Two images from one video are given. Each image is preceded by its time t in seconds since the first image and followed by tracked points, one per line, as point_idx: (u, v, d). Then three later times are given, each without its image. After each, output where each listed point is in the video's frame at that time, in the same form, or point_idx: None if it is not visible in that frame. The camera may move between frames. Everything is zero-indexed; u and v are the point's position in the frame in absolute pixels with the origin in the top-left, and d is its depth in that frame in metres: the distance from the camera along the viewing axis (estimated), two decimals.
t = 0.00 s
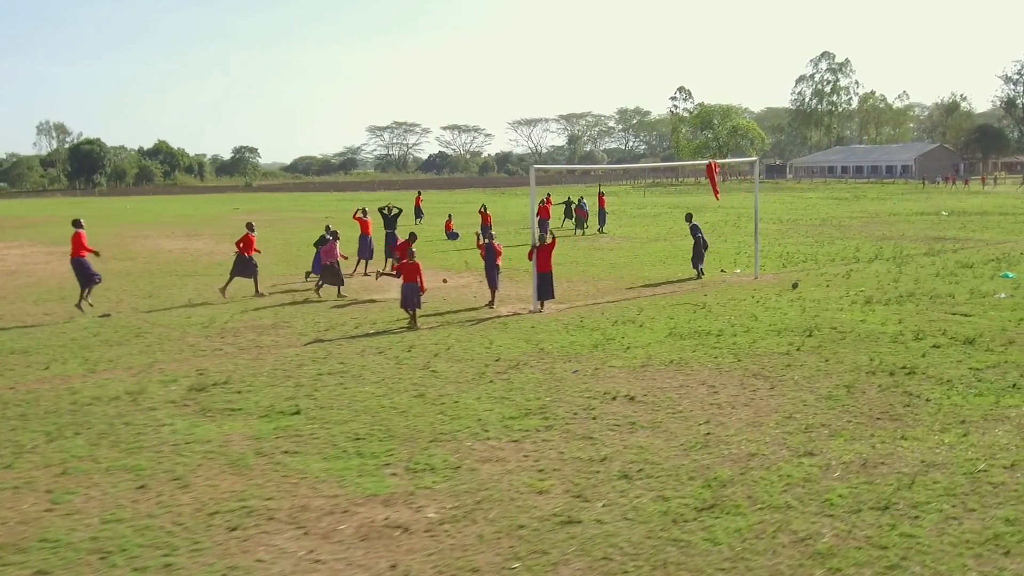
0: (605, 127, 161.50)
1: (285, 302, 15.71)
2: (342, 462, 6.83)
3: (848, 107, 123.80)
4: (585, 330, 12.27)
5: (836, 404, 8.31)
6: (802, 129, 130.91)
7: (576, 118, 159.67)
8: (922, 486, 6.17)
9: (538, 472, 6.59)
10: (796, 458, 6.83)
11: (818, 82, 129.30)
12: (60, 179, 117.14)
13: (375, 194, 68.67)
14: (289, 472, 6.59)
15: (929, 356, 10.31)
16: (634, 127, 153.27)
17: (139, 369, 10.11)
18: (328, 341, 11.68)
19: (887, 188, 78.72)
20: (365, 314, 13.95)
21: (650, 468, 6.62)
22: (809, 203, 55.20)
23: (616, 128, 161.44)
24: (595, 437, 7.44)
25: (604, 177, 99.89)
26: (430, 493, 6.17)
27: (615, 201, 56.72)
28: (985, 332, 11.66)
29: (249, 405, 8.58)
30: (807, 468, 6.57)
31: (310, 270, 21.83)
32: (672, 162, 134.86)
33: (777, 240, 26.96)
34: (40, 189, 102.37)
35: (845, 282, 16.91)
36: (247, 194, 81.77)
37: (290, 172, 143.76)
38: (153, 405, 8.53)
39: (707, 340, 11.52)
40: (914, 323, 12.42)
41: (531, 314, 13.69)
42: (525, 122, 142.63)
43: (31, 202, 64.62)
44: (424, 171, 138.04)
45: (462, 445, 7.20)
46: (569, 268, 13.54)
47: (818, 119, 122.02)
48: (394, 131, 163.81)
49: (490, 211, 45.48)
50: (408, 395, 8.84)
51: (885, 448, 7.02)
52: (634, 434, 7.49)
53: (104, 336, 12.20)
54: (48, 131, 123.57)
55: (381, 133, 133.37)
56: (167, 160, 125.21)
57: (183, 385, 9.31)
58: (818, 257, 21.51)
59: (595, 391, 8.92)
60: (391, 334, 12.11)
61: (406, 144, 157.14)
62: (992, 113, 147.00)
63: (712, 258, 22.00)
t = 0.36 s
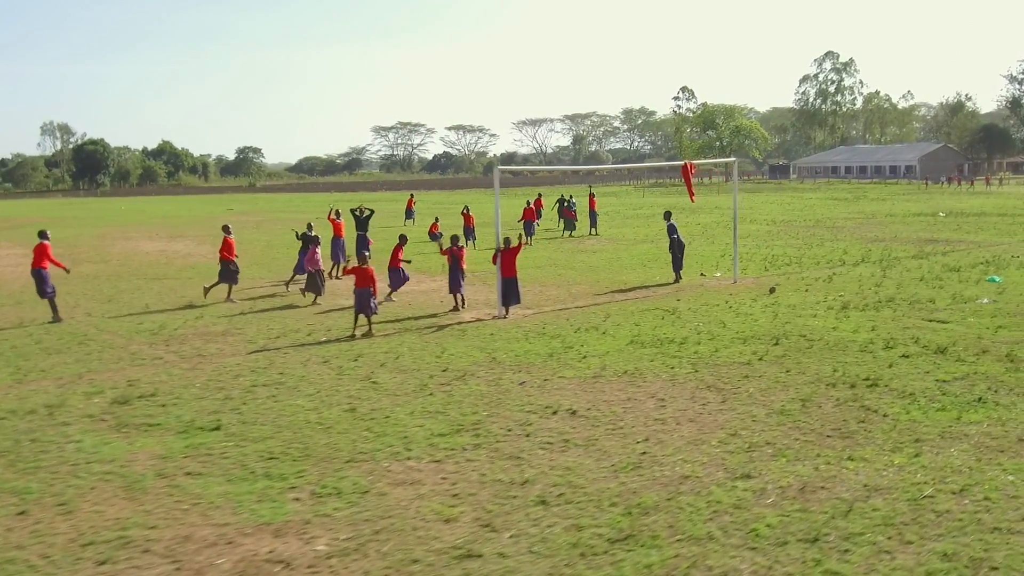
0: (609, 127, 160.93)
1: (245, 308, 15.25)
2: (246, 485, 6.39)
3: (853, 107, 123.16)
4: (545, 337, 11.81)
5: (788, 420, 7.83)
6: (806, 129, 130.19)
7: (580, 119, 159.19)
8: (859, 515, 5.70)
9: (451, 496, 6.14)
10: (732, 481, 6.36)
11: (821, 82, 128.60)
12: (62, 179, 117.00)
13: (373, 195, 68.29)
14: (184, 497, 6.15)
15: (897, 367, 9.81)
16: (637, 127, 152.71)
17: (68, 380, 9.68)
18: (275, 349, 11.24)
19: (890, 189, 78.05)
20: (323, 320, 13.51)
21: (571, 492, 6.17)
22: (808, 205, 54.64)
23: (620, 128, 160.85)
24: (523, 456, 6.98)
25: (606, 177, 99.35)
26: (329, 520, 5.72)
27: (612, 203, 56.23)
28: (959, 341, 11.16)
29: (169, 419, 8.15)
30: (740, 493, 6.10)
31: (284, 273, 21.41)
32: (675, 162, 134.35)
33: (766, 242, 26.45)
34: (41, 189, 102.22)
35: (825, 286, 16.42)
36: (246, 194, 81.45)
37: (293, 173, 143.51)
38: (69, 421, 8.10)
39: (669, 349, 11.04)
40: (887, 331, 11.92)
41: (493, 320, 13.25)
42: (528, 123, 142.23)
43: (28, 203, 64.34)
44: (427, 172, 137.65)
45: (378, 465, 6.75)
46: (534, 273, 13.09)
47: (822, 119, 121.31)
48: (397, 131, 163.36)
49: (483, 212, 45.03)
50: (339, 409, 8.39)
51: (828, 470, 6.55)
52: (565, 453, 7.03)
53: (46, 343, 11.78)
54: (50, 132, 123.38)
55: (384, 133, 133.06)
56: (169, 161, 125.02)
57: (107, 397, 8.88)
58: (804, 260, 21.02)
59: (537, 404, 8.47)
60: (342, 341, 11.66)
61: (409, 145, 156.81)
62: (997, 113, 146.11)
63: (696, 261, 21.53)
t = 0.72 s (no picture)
0: (618, 127, 160.28)
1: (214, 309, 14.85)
2: (140, 512, 5.94)
3: (861, 107, 122.33)
4: (506, 345, 11.33)
5: (738, 439, 7.34)
6: (814, 128, 129.35)
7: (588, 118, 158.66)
8: (792, 549, 5.22)
9: (357, 526, 5.67)
10: (663, 508, 5.88)
11: (830, 81, 127.76)
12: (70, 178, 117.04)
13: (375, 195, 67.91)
14: (71, 525, 5.71)
15: (866, 378, 9.30)
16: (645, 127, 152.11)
17: None
18: (222, 358, 10.81)
19: (897, 189, 77.29)
20: (283, 324, 13.07)
21: (486, 522, 5.70)
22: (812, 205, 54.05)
23: (628, 127, 160.22)
24: (446, 478, 6.51)
25: (612, 177, 98.82)
26: (215, 554, 5.27)
27: (614, 202, 55.72)
28: (937, 350, 10.64)
29: (86, 435, 7.71)
30: (668, 523, 5.62)
31: (263, 276, 21.01)
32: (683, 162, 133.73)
33: (760, 243, 25.91)
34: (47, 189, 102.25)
35: (810, 291, 15.89)
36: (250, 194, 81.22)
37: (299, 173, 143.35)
38: None
39: (632, 358, 10.56)
40: (864, 338, 11.41)
41: (458, 326, 12.77)
42: (536, 123, 141.75)
43: (30, 203, 64.20)
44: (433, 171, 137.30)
45: (288, 489, 6.29)
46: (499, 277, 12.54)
47: (830, 118, 120.52)
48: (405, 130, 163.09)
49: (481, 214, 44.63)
50: (267, 424, 7.93)
51: (770, 495, 6.06)
52: (492, 474, 6.56)
53: None
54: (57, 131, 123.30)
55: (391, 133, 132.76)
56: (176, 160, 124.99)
57: (29, 410, 8.45)
58: (793, 263, 20.51)
59: (477, 419, 7.99)
60: (294, 349, 11.22)
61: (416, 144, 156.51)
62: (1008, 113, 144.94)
63: (683, 263, 21.01)
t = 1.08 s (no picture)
0: (630, 127, 159.53)
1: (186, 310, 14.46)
2: (21, 541, 5.51)
3: (874, 106, 121.29)
4: (465, 354, 10.87)
5: (683, 459, 6.86)
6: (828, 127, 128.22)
7: (601, 118, 158.10)
8: None
9: (248, 559, 5.22)
10: (583, 539, 5.41)
11: (843, 80, 126.75)
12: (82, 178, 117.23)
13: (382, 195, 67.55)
14: None
15: (834, 391, 8.80)
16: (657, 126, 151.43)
17: None
18: (169, 366, 10.39)
19: (910, 190, 76.38)
20: (242, 329, 12.65)
21: (386, 554, 5.24)
22: (820, 206, 53.33)
23: (641, 127, 159.71)
24: (360, 502, 6.06)
25: (622, 177, 98.32)
26: None
27: (620, 203, 55.15)
28: (915, 360, 10.11)
29: None
30: (583, 557, 5.15)
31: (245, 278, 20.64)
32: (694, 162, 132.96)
33: (757, 245, 25.34)
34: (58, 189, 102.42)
35: (796, 296, 15.36)
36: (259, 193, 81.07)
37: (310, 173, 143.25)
38: None
39: (594, 367, 10.08)
40: (841, 347, 10.90)
41: (423, 333, 12.32)
42: (548, 123, 141.19)
43: (38, 203, 64.15)
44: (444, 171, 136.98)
45: (186, 515, 5.85)
46: (451, 264, 12.02)
47: (844, 118, 119.58)
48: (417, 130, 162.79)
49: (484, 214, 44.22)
50: (189, 440, 7.49)
51: (702, 525, 5.57)
52: (409, 498, 6.10)
53: None
54: (70, 131, 123.54)
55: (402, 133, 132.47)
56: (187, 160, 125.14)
57: None
58: (785, 266, 19.97)
59: (411, 436, 7.53)
60: (246, 357, 10.79)
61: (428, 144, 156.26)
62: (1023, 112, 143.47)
63: (673, 265, 20.47)
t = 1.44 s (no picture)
0: (644, 125, 158.82)
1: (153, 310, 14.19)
2: None
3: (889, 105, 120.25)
4: (419, 362, 10.43)
5: (615, 480, 6.39)
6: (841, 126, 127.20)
7: (614, 117, 157.44)
8: None
9: None
10: (481, 574, 4.96)
11: (856, 79, 125.71)
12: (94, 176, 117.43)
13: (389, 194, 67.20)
14: None
15: (794, 404, 8.32)
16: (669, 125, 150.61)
17: None
18: (108, 374, 9.99)
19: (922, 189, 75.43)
20: (199, 334, 12.25)
21: None
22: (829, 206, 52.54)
23: (654, 126, 158.95)
24: (255, 529, 5.62)
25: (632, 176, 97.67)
26: None
27: (626, 202, 54.58)
28: (887, 370, 9.61)
29: None
30: None
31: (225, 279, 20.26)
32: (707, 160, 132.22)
33: (753, 246, 24.80)
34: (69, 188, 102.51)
35: (780, 300, 14.86)
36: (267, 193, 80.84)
37: (321, 172, 143.10)
38: None
39: (549, 376, 9.61)
40: (811, 355, 10.40)
41: (383, 338, 11.89)
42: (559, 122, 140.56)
43: (44, 202, 64.05)
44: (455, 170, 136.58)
45: (63, 543, 5.43)
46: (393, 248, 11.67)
47: (857, 117, 118.54)
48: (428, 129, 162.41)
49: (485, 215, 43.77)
50: (99, 456, 7.07)
51: (614, 558, 5.12)
52: (308, 525, 5.66)
53: None
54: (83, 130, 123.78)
55: (414, 131, 132.23)
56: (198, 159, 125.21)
57: None
58: (776, 268, 19.44)
59: (333, 453, 7.09)
60: (192, 364, 10.37)
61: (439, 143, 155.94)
62: None
63: (661, 267, 19.97)
